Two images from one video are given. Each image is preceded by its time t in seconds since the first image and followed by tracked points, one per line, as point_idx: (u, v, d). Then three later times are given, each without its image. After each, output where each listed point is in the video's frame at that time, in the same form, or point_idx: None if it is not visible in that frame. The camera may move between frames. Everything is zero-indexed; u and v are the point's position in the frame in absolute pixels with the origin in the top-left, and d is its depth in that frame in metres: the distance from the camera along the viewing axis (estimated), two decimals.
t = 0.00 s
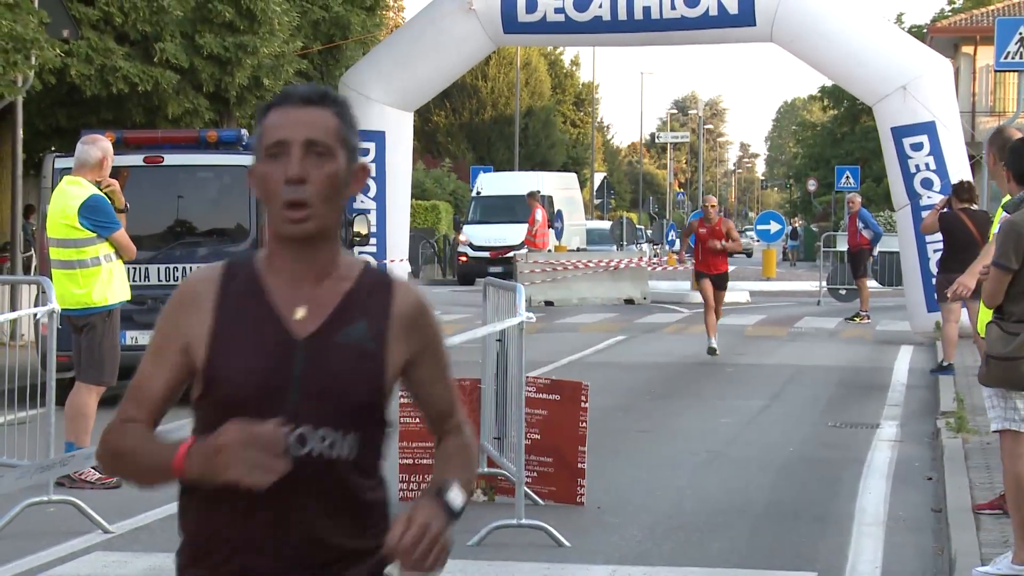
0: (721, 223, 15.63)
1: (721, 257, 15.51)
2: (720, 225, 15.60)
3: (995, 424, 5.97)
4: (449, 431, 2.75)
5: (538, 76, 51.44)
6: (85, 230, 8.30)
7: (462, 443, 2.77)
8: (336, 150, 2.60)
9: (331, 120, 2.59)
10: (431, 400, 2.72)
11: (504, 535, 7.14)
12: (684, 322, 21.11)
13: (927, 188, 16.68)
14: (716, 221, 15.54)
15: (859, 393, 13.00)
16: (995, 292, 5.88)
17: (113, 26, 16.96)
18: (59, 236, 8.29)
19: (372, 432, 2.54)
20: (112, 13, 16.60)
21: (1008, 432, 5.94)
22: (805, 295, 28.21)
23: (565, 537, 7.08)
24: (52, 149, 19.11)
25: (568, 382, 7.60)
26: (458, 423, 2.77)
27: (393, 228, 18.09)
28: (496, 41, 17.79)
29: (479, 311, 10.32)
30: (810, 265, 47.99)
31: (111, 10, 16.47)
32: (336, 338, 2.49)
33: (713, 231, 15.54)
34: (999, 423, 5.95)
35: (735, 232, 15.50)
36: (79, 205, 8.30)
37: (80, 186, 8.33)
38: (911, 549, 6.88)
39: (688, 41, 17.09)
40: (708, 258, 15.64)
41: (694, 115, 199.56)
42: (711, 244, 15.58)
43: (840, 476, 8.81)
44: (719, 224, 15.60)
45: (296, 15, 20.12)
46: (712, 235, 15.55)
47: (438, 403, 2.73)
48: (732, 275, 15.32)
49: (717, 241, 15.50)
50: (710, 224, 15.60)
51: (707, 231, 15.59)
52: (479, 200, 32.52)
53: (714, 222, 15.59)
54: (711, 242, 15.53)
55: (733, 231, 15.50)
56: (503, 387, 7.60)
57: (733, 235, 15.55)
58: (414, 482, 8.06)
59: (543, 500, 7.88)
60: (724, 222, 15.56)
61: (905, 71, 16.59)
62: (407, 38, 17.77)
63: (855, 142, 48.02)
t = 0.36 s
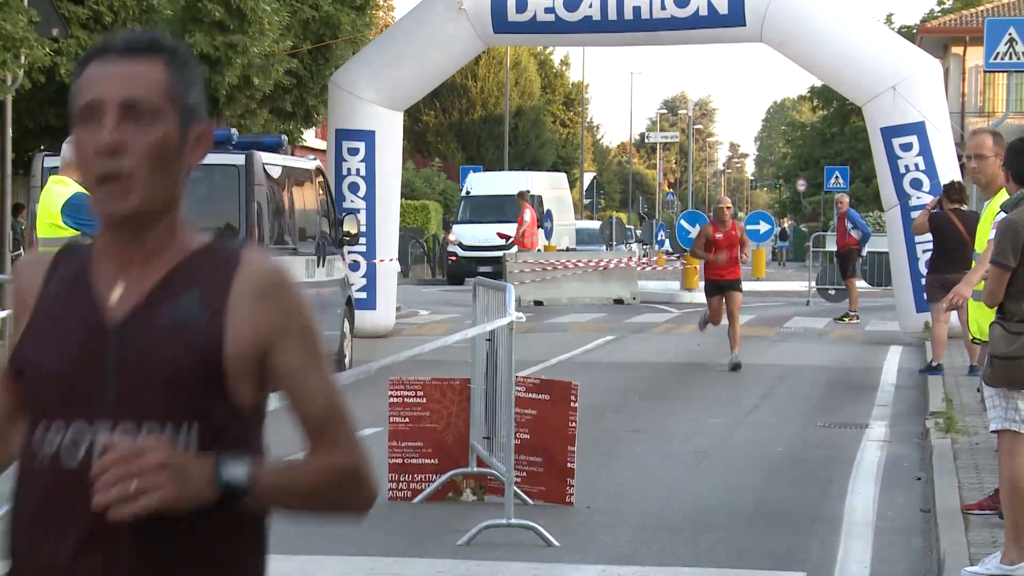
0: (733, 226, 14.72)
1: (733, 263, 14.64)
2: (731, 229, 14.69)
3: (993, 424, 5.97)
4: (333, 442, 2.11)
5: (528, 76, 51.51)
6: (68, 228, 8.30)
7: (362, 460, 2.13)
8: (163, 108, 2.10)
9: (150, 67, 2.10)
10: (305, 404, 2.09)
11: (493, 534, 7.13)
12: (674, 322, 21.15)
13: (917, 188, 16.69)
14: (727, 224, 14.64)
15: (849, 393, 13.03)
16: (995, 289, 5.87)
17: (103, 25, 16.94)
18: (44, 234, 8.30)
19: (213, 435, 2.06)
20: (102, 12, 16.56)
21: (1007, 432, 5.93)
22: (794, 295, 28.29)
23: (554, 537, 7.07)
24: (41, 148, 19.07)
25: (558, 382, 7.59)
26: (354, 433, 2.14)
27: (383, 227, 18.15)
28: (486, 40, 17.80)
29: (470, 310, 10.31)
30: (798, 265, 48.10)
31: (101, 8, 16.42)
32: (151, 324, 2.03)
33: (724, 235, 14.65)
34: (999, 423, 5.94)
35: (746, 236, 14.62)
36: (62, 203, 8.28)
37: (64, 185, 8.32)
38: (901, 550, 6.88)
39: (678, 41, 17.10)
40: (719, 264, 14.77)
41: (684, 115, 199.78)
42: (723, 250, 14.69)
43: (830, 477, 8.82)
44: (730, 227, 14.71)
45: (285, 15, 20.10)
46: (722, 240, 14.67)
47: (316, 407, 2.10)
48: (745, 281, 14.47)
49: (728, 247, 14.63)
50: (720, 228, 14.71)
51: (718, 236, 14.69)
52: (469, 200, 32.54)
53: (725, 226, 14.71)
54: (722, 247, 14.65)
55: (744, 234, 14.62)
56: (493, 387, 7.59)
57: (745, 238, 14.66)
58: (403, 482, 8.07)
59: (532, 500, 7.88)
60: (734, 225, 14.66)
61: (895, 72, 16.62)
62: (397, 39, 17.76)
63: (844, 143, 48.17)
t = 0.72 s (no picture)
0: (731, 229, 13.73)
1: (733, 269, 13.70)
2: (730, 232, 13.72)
3: (976, 421, 5.97)
4: (219, 437, 1.89)
5: (511, 74, 51.49)
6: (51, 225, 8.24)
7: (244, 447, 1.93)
8: (18, 87, 1.66)
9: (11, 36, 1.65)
10: (184, 406, 1.85)
11: (477, 532, 7.09)
12: (659, 319, 21.15)
13: (901, 186, 16.69)
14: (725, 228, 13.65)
15: (833, 391, 13.04)
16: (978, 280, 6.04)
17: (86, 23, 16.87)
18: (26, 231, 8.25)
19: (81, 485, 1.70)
20: (85, 10, 16.49)
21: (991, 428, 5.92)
22: (778, 292, 28.33)
23: (538, 535, 7.04)
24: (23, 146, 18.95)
25: (543, 380, 7.56)
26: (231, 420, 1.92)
27: (367, 225, 18.12)
28: (469, 38, 17.79)
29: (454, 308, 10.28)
30: (782, 262, 48.16)
31: (85, 7, 16.34)
32: (19, 340, 1.63)
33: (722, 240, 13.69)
34: (982, 419, 5.94)
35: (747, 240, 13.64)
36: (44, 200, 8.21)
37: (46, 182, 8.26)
38: (885, 547, 6.88)
39: (663, 39, 17.06)
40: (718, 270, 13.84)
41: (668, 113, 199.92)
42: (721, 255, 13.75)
43: (815, 474, 8.81)
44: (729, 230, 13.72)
45: (268, 13, 20.02)
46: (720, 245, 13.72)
47: (198, 404, 1.86)
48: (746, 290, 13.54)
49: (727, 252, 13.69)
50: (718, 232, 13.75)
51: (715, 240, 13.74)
52: (453, 197, 32.49)
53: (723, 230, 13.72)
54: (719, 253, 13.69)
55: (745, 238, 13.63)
56: (477, 385, 7.55)
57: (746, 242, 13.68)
58: (387, 480, 8.06)
59: (517, 498, 7.85)
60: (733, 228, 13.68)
61: (878, 69, 16.65)
62: (381, 37, 17.71)
63: (828, 141, 48.29)
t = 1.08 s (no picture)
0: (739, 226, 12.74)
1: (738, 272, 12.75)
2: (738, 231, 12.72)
3: (969, 419, 5.98)
4: (58, 471, 1.75)
5: (503, 73, 51.44)
6: (40, 223, 8.25)
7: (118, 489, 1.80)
8: None
9: None
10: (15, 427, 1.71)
11: (469, 531, 7.08)
12: (651, 318, 21.16)
13: (892, 184, 16.70)
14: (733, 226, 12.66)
15: (825, 389, 13.05)
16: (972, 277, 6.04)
17: (77, 22, 16.83)
18: (15, 230, 8.25)
19: None
20: (76, 9, 16.46)
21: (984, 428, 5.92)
22: (770, 291, 28.36)
23: (530, 533, 7.04)
24: (14, 145, 18.89)
25: (534, 379, 7.55)
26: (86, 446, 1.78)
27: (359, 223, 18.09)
28: (461, 37, 17.77)
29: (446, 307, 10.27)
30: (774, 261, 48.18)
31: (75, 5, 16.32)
32: None
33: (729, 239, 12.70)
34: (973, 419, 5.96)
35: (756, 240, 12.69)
36: (34, 199, 8.25)
37: (36, 180, 8.30)
38: (877, 545, 6.89)
39: (654, 38, 17.05)
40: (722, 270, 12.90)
41: (659, 111, 200.00)
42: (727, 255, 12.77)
43: (807, 473, 8.82)
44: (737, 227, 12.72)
45: (260, 11, 19.97)
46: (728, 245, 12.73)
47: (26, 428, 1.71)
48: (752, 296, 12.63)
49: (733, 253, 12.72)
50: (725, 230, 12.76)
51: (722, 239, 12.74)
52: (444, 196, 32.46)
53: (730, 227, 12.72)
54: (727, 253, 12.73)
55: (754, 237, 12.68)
56: (470, 384, 7.53)
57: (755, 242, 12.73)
58: (379, 478, 8.05)
59: (508, 496, 7.86)
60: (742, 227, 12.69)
61: (870, 68, 16.68)
62: (373, 36, 17.68)
63: (820, 139, 48.33)
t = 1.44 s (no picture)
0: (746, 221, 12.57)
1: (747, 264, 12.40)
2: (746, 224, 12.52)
3: (999, 412, 5.88)
4: None
5: (505, 70, 51.43)
6: (41, 222, 8.24)
7: None
8: None
9: None
10: None
11: (471, 528, 7.08)
12: (652, 316, 21.15)
13: (894, 182, 16.69)
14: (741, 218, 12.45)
15: (827, 387, 13.05)
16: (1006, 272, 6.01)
17: (78, 19, 16.83)
18: (16, 229, 8.24)
19: None
20: (78, 7, 16.46)
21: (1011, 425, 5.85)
22: (772, 289, 28.35)
23: (532, 531, 7.04)
24: (16, 143, 18.90)
25: (536, 377, 7.53)
26: None
27: (360, 221, 18.10)
28: (462, 35, 17.75)
29: (448, 305, 10.27)
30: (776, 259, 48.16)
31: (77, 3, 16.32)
32: None
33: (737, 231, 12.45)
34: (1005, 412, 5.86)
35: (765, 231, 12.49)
36: (34, 197, 8.23)
37: (37, 178, 8.27)
38: (878, 543, 6.88)
39: (656, 35, 17.03)
40: (730, 268, 12.55)
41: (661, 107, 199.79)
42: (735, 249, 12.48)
43: (808, 471, 8.82)
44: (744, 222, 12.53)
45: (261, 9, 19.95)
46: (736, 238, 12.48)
47: None
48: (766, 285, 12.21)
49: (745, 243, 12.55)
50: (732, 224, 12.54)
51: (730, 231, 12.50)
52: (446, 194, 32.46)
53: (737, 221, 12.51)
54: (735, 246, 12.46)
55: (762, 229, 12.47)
56: (471, 383, 7.52)
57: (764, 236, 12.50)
58: (380, 476, 8.06)
59: (510, 494, 7.86)
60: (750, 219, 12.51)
61: (872, 65, 16.66)
62: (374, 34, 17.68)
63: (822, 137, 48.31)
